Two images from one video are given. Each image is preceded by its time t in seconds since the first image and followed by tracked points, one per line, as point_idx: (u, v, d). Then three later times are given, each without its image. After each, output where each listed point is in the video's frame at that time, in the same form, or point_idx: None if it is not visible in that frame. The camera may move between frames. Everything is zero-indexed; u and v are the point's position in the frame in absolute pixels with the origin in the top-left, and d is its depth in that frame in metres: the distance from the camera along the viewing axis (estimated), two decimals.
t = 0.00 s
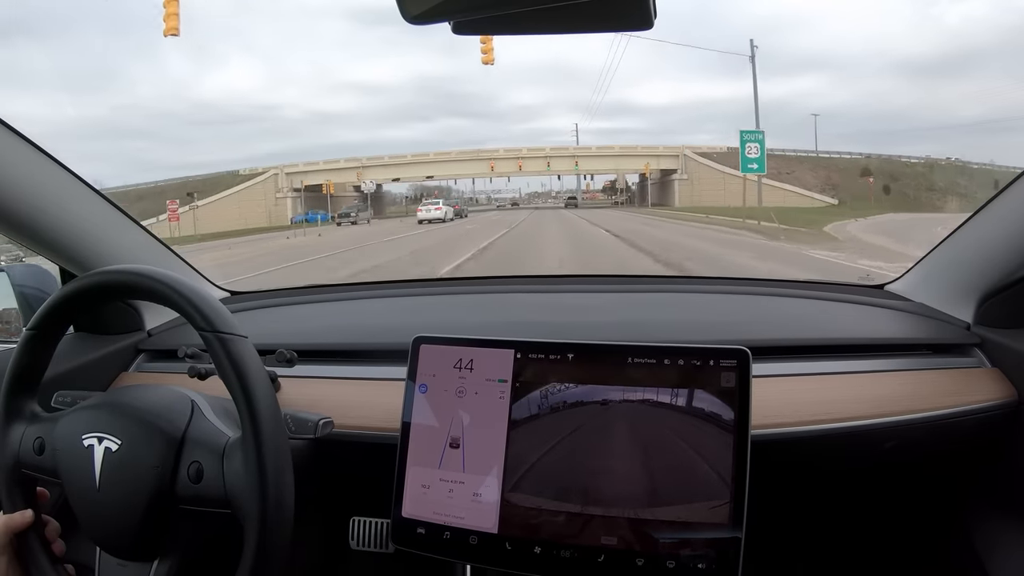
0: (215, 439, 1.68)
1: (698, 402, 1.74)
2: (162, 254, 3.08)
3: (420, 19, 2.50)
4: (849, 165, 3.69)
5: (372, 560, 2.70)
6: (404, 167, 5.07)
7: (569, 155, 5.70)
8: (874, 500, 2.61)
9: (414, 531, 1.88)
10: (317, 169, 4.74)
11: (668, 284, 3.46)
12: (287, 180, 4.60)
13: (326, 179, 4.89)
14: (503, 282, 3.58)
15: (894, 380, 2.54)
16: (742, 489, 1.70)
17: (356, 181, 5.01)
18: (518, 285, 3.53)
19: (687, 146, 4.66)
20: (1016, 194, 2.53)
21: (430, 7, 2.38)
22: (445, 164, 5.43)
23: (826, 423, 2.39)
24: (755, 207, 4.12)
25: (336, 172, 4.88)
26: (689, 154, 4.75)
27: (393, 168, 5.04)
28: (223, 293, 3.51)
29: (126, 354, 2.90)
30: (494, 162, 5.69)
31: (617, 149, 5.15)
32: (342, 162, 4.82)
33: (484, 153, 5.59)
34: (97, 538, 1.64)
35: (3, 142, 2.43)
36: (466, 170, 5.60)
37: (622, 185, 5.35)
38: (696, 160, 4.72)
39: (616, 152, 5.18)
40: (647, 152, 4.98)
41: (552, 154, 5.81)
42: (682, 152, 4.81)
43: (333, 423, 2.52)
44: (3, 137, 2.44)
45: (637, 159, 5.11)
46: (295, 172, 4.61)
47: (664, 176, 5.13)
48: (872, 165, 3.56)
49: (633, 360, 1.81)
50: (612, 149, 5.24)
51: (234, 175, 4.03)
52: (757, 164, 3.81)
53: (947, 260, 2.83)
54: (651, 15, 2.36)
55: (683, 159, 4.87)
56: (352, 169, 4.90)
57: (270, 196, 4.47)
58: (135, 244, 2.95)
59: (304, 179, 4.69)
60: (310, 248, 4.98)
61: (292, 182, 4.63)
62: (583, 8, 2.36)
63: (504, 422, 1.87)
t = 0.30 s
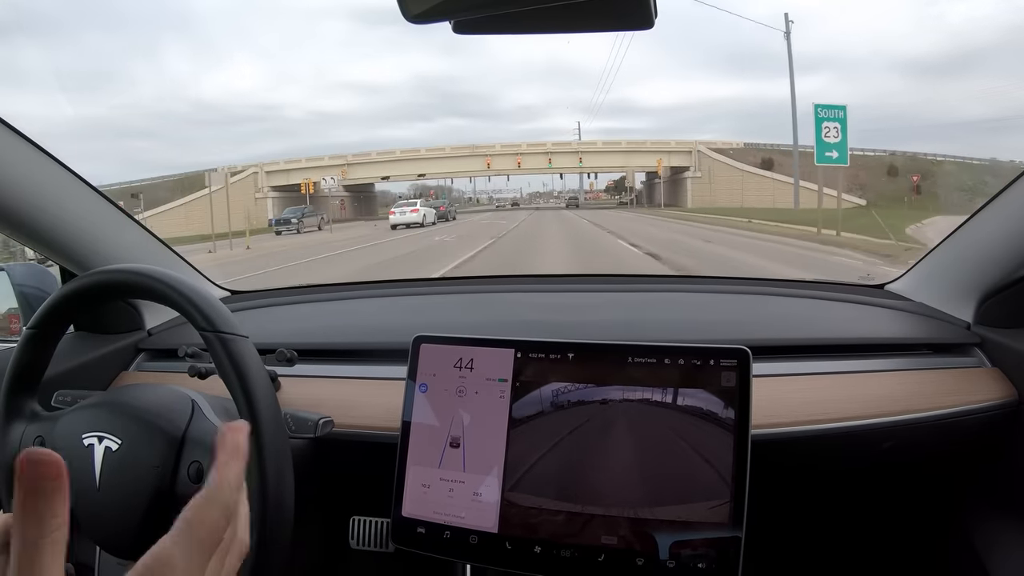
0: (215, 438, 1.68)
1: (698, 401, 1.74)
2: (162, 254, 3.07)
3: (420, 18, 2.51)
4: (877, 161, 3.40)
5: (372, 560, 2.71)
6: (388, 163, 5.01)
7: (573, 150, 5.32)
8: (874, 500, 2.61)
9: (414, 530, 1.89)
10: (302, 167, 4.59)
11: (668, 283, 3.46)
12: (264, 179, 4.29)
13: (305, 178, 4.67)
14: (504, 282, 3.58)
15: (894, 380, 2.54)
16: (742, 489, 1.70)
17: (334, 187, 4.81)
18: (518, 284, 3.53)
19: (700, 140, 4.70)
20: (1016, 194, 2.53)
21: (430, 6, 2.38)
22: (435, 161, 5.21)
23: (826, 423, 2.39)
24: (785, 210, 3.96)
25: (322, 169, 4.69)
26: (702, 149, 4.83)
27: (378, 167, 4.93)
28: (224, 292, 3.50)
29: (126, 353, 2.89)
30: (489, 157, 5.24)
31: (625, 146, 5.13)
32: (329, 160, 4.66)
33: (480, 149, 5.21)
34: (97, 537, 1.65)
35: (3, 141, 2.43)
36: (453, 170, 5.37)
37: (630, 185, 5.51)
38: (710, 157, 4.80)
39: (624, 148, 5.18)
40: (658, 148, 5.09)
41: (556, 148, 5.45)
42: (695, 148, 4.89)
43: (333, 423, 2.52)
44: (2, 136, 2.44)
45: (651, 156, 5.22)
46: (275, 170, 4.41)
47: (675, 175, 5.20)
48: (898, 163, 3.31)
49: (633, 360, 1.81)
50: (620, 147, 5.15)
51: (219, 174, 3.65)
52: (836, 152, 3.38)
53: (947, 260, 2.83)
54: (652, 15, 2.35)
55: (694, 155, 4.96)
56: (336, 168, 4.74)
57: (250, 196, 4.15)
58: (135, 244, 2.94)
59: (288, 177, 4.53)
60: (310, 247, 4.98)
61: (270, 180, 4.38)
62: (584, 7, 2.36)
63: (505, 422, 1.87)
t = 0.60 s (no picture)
0: (216, 438, 1.68)
1: (698, 401, 1.75)
2: (162, 254, 3.07)
3: (420, 18, 2.51)
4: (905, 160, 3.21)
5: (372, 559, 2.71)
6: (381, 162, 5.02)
7: (577, 145, 5.68)
8: (874, 500, 2.61)
9: (414, 530, 1.89)
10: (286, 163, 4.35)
11: (669, 283, 3.46)
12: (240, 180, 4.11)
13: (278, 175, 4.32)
14: (505, 282, 3.58)
15: (895, 379, 2.54)
16: (742, 488, 1.70)
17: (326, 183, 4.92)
18: (519, 284, 3.53)
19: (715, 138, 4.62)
20: (1016, 194, 2.53)
21: (431, 6, 2.38)
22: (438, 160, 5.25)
23: (826, 423, 2.39)
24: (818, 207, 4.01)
25: (304, 169, 4.61)
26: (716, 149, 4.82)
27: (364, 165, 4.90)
28: (224, 292, 3.51)
29: (126, 352, 2.89)
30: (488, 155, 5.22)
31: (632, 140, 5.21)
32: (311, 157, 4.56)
33: (475, 144, 5.20)
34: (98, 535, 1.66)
35: (3, 140, 2.43)
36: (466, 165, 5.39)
37: (641, 183, 5.37)
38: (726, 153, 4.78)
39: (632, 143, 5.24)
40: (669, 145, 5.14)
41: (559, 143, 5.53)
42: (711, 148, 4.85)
43: (333, 423, 2.52)
44: (2, 135, 2.43)
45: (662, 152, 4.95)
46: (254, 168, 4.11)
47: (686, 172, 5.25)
48: (930, 161, 3.18)
49: (634, 359, 1.81)
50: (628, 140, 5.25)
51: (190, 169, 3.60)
52: (999, 131, 2.73)
53: (947, 260, 2.83)
54: (653, 15, 2.35)
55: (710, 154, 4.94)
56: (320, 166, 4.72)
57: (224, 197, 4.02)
58: (135, 244, 2.94)
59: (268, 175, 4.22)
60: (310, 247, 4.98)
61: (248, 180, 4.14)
62: (585, 7, 2.36)
63: (505, 421, 1.87)
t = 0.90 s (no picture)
0: (216, 441, 1.68)
1: (698, 403, 1.75)
2: (162, 256, 3.07)
3: (420, 21, 2.51)
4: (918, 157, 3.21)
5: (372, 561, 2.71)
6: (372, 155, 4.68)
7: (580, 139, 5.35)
8: (875, 502, 2.61)
9: (414, 532, 1.89)
10: (254, 162, 4.23)
11: (669, 284, 3.46)
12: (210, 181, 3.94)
13: (247, 174, 4.25)
14: (505, 283, 3.58)
15: (895, 381, 2.54)
16: (743, 490, 1.70)
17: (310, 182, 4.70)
18: (520, 285, 3.53)
19: (735, 132, 4.62)
20: (1015, 195, 2.53)
21: (431, 8, 2.39)
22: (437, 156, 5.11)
23: (826, 424, 2.39)
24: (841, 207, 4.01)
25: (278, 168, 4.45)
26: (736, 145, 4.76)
27: (337, 163, 4.59)
28: (224, 294, 3.51)
29: (127, 354, 2.89)
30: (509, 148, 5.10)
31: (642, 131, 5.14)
32: (286, 155, 4.37)
33: (467, 138, 4.99)
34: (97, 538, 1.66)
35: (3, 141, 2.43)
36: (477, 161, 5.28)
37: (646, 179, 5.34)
38: (745, 147, 4.67)
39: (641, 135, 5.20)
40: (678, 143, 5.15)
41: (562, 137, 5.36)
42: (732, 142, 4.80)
43: (334, 424, 2.53)
44: (2, 137, 2.44)
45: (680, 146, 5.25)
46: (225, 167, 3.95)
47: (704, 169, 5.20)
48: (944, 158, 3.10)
49: (634, 361, 1.81)
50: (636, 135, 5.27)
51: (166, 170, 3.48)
52: None
53: (947, 261, 2.84)
54: (653, 16, 2.36)
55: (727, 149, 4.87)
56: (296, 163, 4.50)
57: (196, 199, 3.86)
58: (135, 245, 2.94)
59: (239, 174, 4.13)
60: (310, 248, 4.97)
61: (220, 179, 4.01)
62: (585, 8, 2.36)
63: (505, 424, 1.87)
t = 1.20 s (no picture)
0: (216, 440, 1.68)
1: (698, 401, 1.75)
2: (162, 255, 3.07)
3: (420, 19, 2.51)
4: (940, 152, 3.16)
5: (372, 560, 2.71)
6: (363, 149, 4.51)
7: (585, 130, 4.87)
8: (876, 502, 2.60)
9: (415, 531, 1.89)
10: (221, 159, 3.96)
11: (669, 284, 3.46)
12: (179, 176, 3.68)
13: (208, 173, 4.01)
14: (504, 282, 3.58)
15: (895, 380, 2.54)
16: (742, 489, 1.70)
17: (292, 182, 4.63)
18: (518, 285, 3.52)
19: (757, 124, 4.15)
20: (1015, 194, 2.53)
21: (431, 7, 2.39)
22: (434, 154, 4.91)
23: (827, 423, 2.39)
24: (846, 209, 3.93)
25: (247, 162, 4.14)
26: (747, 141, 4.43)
27: (315, 158, 4.42)
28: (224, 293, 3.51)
29: (127, 354, 2.89)
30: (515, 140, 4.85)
31: (653, 124, 4.61)
32: (254, 150, 4.05)
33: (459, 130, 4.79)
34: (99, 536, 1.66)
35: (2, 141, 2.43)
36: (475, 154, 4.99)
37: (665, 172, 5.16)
38: (769, 141, 4.27)
39: (656, 129, 4.67)
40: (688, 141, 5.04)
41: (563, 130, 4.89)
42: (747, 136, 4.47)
43: (334, 424, 2.53)
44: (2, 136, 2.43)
45: (702, 137, 4.54)
46: (192, 163, 3.80)
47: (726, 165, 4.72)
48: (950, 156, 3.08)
49: (634, 360, 1.81)
50: (652, 125, 4.60)
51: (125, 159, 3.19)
52: None
53: (948, 260, 2.84)
54: (653, 15, 2.35)
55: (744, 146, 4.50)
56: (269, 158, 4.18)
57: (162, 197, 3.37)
58: (136, 245, 2.94)
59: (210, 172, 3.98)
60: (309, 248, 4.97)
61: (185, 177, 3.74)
62: (585, 7, 2.36)
63: (505, 423, 1.87)
